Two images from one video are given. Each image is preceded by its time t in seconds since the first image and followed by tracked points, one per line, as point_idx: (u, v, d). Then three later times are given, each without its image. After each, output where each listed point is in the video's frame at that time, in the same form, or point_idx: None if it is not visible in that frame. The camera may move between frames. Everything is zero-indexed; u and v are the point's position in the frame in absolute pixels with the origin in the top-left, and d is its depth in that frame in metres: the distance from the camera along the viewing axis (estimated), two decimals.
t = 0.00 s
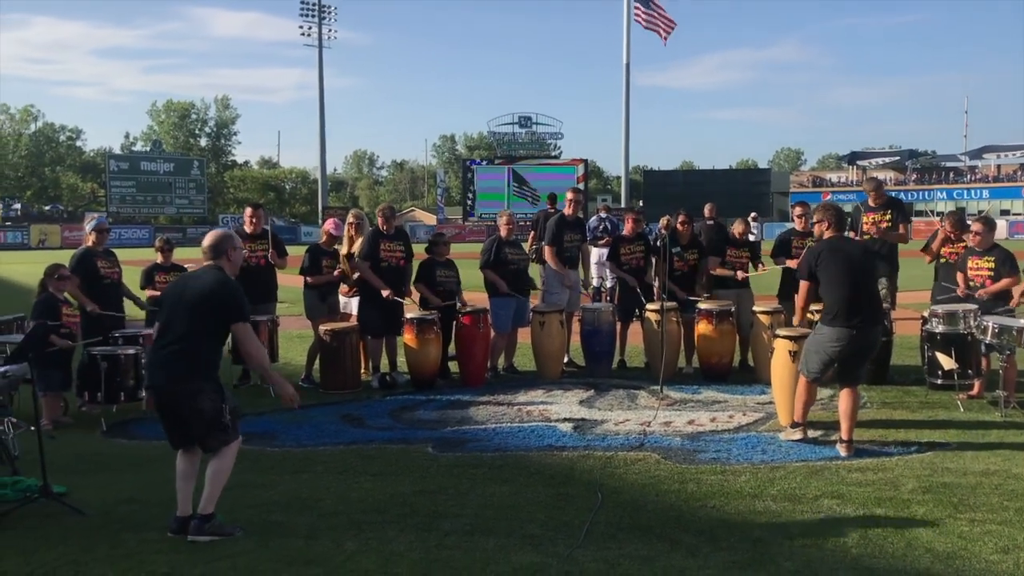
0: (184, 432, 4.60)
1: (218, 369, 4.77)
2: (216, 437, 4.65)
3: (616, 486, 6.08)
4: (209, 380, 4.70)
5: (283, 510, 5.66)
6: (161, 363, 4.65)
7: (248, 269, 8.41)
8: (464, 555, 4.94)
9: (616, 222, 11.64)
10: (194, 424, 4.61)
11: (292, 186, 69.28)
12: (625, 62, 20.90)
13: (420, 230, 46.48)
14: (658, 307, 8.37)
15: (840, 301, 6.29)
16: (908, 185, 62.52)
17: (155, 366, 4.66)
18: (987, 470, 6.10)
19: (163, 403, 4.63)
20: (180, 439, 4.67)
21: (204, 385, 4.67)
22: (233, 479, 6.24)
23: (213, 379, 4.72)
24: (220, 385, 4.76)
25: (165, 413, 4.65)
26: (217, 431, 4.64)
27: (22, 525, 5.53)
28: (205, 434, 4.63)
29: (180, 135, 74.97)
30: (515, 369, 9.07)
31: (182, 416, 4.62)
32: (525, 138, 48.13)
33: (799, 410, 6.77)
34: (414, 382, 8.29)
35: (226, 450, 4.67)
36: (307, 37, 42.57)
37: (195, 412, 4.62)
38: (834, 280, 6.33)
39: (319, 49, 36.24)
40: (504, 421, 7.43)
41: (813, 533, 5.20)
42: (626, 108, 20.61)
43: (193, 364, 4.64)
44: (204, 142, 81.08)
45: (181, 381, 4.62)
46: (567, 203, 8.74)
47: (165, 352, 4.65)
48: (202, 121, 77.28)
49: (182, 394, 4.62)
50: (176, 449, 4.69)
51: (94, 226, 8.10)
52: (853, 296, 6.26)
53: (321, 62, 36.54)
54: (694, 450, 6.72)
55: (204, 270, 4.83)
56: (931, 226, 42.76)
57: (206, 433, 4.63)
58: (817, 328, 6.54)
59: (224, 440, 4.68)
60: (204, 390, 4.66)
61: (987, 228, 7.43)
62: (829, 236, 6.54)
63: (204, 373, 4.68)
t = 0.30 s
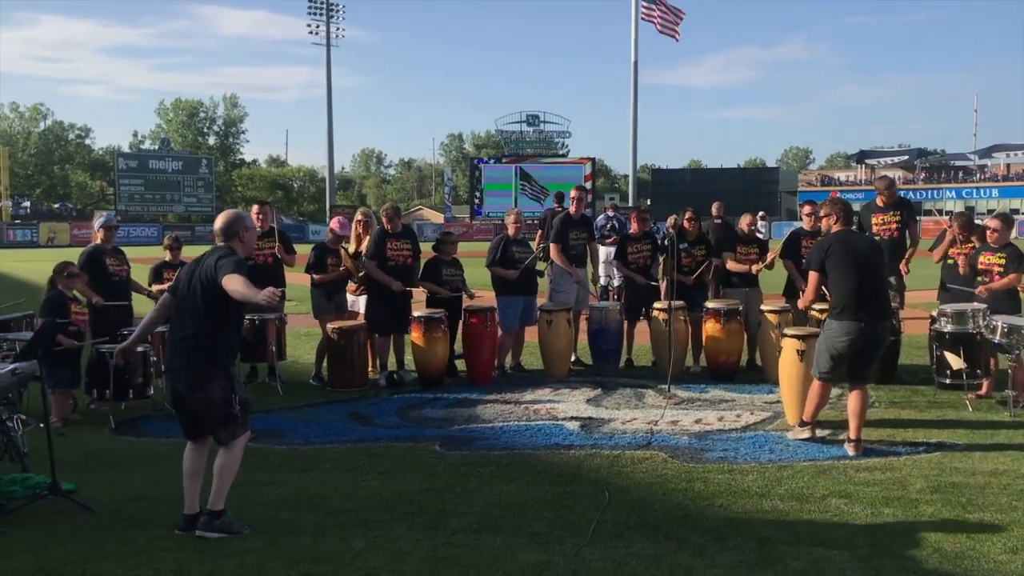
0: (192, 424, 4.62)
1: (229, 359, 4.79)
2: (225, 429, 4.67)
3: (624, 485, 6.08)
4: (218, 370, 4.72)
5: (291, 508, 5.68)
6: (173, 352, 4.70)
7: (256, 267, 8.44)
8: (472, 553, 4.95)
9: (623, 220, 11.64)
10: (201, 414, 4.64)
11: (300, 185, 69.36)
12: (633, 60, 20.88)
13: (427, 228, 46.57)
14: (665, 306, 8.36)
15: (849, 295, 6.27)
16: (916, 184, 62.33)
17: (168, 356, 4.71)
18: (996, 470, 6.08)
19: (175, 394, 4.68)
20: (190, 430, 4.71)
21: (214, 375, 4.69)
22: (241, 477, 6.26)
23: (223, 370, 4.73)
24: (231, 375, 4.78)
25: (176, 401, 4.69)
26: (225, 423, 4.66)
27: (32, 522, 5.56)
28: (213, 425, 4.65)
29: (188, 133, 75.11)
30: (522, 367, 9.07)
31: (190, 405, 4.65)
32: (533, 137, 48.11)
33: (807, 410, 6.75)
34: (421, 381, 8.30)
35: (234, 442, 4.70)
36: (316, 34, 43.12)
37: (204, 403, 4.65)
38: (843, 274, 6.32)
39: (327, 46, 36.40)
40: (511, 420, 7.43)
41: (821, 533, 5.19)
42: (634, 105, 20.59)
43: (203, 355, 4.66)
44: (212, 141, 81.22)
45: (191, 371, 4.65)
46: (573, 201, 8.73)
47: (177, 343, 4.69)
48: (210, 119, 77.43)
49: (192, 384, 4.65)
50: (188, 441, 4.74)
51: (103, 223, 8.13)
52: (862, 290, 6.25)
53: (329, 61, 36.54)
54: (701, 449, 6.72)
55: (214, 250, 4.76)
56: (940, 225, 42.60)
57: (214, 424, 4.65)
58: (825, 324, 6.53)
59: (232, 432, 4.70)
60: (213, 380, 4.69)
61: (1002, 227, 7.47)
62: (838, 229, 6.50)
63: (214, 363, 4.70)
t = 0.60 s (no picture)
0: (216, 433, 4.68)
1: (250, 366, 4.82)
2: (248, 437, 4.72)
3: (633, 485, 6.08)
4: (239, 379, 4.74)
5: (300, 507, 5.69)
6: (195, 362, 4.74)
7: (267, 266, 8.47)
8: (481, 552, 4.96)
9: (633, 221, 11.64)
10: (223, 423, 4.68)
11: (311, 184, 69.46)
12: (643, 60, 20.87)
13: (437, 227, 46.69)
14: (675, 306, 8.36)
15: (856, 296, 6.27)
16: (926, 185, 62.09)
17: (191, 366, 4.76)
18: (1007, 473, 6.06)
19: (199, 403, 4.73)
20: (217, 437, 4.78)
21: (235, 384, 4.72)
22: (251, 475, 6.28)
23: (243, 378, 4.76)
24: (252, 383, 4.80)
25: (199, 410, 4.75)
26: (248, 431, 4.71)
27: (44, 519, 5.59)
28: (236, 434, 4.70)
29: (198, 132, 75.33)
30: (532, 367, 9.08)
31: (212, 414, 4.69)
32: (543, 137, 48.10)
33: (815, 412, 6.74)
34: (431, 380, 8.32)
35: (257, 448, 4.74)
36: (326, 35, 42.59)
37: (227, 412, 4.69)
38: (850, 275, 6.31)
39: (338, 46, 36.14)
40: (521, 420, 7.44)
41: (831, 535, 5.19)
42: (644, 105, 20.58)
43: (222, 364, 4.70)
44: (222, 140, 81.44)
45: (212, 380, 4.69)
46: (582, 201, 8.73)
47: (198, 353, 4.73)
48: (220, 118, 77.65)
49: (213, 393, 4.69)
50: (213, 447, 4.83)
51: (113, 222, 8.15)
52: (869, 291, 6.24)
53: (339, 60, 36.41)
54: (711, 450, 6.71)
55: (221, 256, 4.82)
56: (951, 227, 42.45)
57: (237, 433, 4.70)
58: (832, 324, 6.51)
59: (255, 440, 4.74)
60: (234, 389, 4.72)
61: (1011, 231, 7.39)
62: (846, 229, 6.49)
63: (235, 372, 4.73)
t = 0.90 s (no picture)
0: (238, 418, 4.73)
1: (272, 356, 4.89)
2: (268, 422, 4.76)
3: (647, 487, 6.08)
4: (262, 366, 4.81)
5: (316, 507, 5.72)
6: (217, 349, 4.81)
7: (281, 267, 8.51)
8: (496, 554, 4.97)
9: (647, 222, 11.65)
10: (249, 410, 4.72)
11: (325, 184, 69.61)
12: (657, 61, 20.85)
13: (450, 228, 46.79)
14: (690, 308, 8.36)
15: (864, 296, 6.25)
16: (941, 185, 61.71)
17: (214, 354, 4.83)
18: None
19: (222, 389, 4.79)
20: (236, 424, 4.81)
21: (257, 371, 4.79)
22: (266, 475, 6.31)
23: (265, 366, 4.83)
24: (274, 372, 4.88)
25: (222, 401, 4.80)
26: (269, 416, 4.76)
27: (61, 517, 5.64)
28: (257, 419, 4.73)
29: (212, 132, 75.67)
30: (546, 369, 9.09)
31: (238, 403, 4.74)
32: (557, 138, 48.09)
33: (829, 416, 6.72)
34: (445, 381, 8.34)
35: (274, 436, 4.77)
36: (341, 37, 41.81)
37: (248, 398, 4.74)
38: (858, 275, 6.29)
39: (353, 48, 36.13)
40: (535, 421, 7.45)
41: (846, 538, 5.17)
42: (659, 106, 20.56)
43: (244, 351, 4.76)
44: (235, 140, 81.75)
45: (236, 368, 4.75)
46: (597, 203, 8.74)
47: (220, 340, 4.80)
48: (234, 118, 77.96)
49: (237, 379, 4.76)
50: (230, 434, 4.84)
51: (130, 222, 8.20)
52: (878, 291, 6.22)
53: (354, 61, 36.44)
54: (726, 452, 6.70)
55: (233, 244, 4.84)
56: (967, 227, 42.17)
57: (257, 418, 4.74)
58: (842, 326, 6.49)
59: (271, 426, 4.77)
60: (257, 376, 4.79)
61: None
62: (855, 232, 6.46)
63: (257, 360, 4.80)
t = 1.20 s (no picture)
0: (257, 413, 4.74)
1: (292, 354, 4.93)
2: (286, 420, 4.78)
3: (666, 490, 6.06)
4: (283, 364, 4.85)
5: (336, 508, 5.74)
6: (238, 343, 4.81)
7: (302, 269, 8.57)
8: (516, 556, 4.97)
9: (667, 224, 11.65)
10: (271, 406, 4.74)
11: (344, 186, 69.83)
12: (677, 63, 20.82)
13: (469, 230, 46.82)
14: (710, 310, 8.34)
15: (879, 296, 6.21)
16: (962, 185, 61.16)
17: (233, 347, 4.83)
18: None
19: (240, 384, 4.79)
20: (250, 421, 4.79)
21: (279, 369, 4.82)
22: (286, 476, 6.34)
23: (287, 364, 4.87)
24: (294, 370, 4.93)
25: (242, 394, 4.79)
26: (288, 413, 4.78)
27: (84, 517, 5.69)
28: (276, 416, 4.75)
29: (231, 134, 76.12)
30: (565, 371, 9.09)
31: (264, 396, 4.76)
32: (575, 141, 48.05)
33: (849, 418, 6.67)
34: (464, 382, 8.36)
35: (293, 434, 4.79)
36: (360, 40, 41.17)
37: (270, 394, 4.76)
38: (872, 276, 6.26)
39: (372, 49, 36.14)
40: (554, 423, 7.45)
41: (867, 542, 5.14)
42: (678, 109, 20.52)
43: (272, 344, 4.79)
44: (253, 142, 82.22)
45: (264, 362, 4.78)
46: (617, 205, 8.74)
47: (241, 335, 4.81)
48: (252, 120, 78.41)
49: (258, 374, 4.78)
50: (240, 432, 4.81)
51: (153, 224, 8.27)
52: (892, 291, 6.18)
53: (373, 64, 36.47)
54: (746, 455, 6.68)
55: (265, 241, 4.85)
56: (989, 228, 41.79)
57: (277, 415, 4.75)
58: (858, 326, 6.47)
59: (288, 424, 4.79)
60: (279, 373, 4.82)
61: None
62: (869, 234, 6.43)
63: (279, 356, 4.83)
